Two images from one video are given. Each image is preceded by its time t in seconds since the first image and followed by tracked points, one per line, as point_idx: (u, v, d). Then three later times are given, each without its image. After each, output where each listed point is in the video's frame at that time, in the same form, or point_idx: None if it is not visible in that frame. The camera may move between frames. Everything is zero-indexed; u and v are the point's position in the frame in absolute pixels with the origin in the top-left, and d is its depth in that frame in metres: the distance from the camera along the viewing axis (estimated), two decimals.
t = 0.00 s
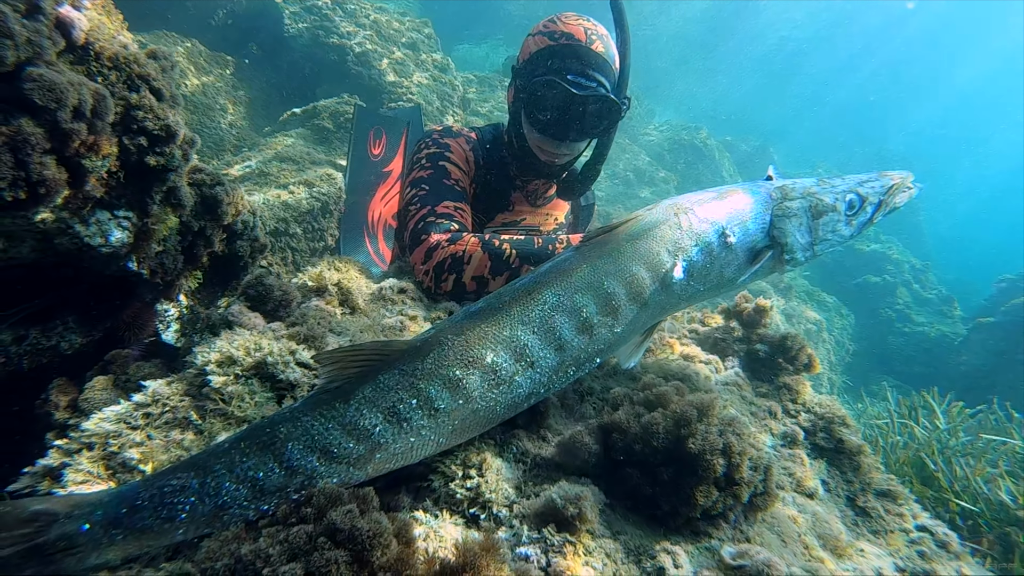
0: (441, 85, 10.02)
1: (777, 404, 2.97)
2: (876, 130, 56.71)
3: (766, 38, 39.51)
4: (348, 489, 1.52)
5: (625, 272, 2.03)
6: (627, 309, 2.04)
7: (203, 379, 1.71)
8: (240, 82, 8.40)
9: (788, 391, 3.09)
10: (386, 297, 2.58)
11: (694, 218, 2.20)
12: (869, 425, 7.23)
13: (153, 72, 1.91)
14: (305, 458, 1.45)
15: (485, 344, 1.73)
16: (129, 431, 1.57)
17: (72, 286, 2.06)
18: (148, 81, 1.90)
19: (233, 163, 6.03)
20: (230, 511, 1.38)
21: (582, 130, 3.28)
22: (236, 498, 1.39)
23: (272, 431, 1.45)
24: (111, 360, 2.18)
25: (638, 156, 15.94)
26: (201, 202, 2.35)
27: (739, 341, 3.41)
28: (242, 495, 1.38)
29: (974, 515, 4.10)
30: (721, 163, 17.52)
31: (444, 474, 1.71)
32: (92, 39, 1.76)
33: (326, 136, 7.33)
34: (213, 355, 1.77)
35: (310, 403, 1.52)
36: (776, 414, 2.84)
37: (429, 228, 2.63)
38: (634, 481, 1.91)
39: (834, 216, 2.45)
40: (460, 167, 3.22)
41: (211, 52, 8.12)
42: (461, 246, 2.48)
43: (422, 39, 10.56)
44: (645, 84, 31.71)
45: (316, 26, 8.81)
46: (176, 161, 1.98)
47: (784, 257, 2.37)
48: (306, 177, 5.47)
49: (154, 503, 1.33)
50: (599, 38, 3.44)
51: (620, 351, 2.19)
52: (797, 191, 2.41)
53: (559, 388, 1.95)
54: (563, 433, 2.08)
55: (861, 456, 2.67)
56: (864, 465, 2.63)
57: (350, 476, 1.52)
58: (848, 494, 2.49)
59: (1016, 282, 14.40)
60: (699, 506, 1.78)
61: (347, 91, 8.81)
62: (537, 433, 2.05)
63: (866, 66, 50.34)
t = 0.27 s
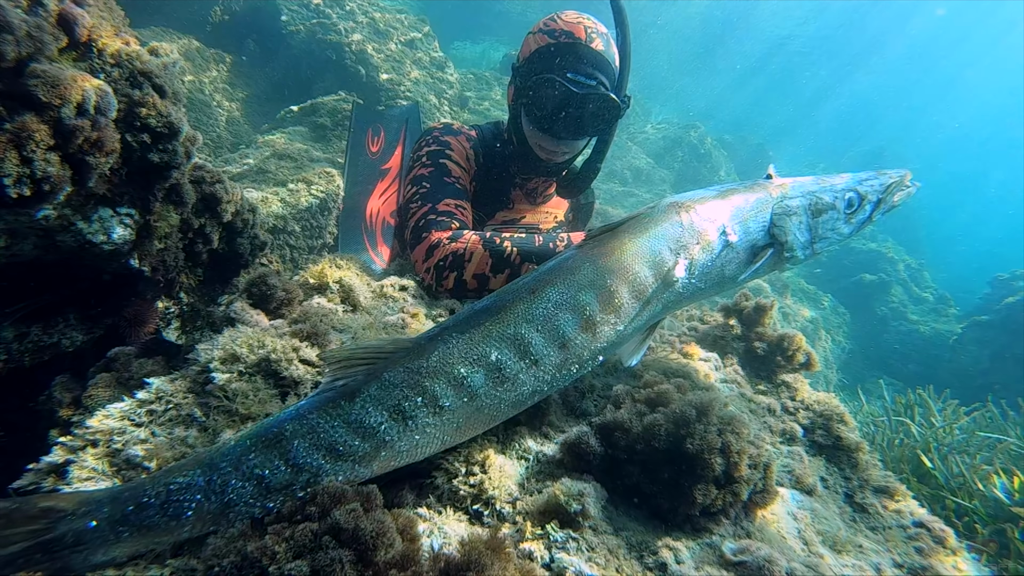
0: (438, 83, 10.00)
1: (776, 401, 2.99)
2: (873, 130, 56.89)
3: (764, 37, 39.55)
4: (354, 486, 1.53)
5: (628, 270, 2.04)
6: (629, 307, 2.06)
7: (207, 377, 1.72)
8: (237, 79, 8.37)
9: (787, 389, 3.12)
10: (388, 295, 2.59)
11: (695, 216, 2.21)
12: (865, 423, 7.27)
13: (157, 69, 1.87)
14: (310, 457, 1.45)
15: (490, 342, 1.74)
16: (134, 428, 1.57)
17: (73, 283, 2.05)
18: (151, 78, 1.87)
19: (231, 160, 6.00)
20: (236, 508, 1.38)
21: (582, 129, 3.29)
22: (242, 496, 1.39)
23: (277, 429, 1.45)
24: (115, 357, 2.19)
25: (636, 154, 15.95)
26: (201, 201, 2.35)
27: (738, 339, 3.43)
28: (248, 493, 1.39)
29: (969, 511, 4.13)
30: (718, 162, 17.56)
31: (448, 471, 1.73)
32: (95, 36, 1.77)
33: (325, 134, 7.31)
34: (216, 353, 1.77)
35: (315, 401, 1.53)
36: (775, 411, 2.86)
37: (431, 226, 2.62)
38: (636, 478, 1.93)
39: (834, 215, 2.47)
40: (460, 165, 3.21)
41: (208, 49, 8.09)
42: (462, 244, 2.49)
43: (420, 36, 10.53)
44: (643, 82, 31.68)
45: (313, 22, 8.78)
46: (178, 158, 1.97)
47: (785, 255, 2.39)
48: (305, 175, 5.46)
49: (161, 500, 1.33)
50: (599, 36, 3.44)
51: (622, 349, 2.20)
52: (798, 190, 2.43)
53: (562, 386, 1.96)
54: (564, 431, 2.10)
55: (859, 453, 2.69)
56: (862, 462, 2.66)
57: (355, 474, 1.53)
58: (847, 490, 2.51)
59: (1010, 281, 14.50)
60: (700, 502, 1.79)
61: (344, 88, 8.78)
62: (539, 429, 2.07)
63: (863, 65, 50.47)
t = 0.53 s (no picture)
0: (436, 84, 10.00)
1: (775, 402, 3.02)
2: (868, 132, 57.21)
3: (760, 39, 39.76)
4: (358, 487, 1.53)
5: (630, 272, 2.06)
6: (631, 308, 2.07)
7: (210, 376, 1.73)
8: (234, 79, 8.35)
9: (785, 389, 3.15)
10: (389, 296, 2.60)
11: (696, 218, 2.23)
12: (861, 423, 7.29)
13: (158, 70, 1.89)
14: (316, 457, 1.45)
15: (494, 343, 1.75)
16: (137, 428, 1.57)
17: (74, 283, 2.04)
18: (154, 79, 1.88)
19: (229, 160, 5.99)
20: (241, 508, 1.38)
21: (581, 130, 3.30)
22: (247, 496, 1.39)
23: (283, 429, 1.45)
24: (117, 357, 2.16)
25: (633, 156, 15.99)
26: (202, 202, 2.35)
27: (737, 339, 3.45)
28: (253, 493, 1.38)
29: (965, 511, 4.16)
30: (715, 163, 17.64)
31: (451, 471, 1.74)
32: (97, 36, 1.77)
33: (322, 134, 7.30)
34: (219, 353, 1.78)
35: (320, 402, 1.53)
36: (774, 411, 2.88)
37: (432, 226, 2.63)
38: (637, 477, 1.94)
39: (832, 216, 2.49)
40: (461, 166, 3.22)
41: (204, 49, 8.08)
42: (463, 245, 2.49)
43: (418, 38, 10.53)
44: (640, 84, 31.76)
45: (311, 23, 8.77)
46: (182, 159, 1.97)
47: (784, 257, 2.41)
48: (303, 175, 5.45)
49: (166, 501, 1.33)
50: (599, 38, 3.45)
51: (624, 350, 2.21)
52: (797, 192, 2.45)
53: (565, 386, 1.97)
54: (566, 430, 2.11)
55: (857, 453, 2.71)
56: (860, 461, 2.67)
57: (360, 475, 1.53)
58: (845, 490, 2.53)
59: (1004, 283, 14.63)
60: (700, 503, 1.81)
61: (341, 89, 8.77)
62: (541, 428, 2.08)
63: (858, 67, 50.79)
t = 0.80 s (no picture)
0: (432, 81, 9.97)
1: (771, 399, 3.04)
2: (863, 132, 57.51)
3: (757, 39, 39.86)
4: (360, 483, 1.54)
5: (630, 269, 2.07)
6: (631, 306, 2.08)
7: (210, 372, 1.73)
8: (229, 75, 8.28)
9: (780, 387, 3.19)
10: (387, 293, 2.60)
11: (696, 216, 2.24)
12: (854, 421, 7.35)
13: (158, 65, 1.88)
14: (318, 454, 1.46)
15: (495, 340, 1.75)
16: (137, 423, 1.57)
17: (72, 278, 2.03)
18: (154, 73, 1.87)
19: (224, 156, 5.95)
20: (243, 505, 1.38)
21: (579, 128, 3.30)
22: (249, 493, 1.39)
23: (285, 426, 1.46)
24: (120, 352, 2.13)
25: (629, 155, 15.99)
26: (200, 198, 2.34)
27: (734, 337, 3.47)
28: (255, 489, 1.39)
29: (956, 508, 4.20)
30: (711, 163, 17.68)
31: (452, 467, 1.75)
32: (97, 30, 1.75)
33: (319, 130, 7.26)
34: (219, 349, 1.78)
35: (322, 399, 1.54)
36: (770, 409, 2.90)
37: (431, 223, 2.62)
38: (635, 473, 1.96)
39: (830, 215, 2.51)
40: (459, 163, 3.21)
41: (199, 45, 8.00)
42: (461, 242, 2.48)
43: (414, 34, 10.49)
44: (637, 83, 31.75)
45: (307, 19, 8.72)
46: (182, 155, 1.96)
47: (782, 255, 2.43)
48: (299, 172, 5.42)
49: (168, 497, 1.34)
50: (597, 36, 3.45)
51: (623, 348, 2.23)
52: (794, 190, 2.47)
53: (566, 383, 1.98)
54: (565, 427, 2.12)
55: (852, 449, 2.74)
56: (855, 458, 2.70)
57: (362, 471, 1.53)
58: (840, 486, 2.55)
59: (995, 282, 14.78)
60: (697, 499, 1.82)
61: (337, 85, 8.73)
62: (540, 425, 2.09)
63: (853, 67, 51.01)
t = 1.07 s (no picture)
0: (428, 82, 9.96)
1: (767, 399, 3.07)
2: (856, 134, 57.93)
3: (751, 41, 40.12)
4: (362, 483, 1.54)
5: (631, 269, 2.08)
6: (631, 305, 2.09)
7: (210, 371, 1.73)
8: (224, 74, 8.24)
9: (777, 386, 3.23)
10: (386, 293, 2.60)
11: (695, 216, 2.26)
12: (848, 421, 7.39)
13: (157, 64, 1.88)
14: (320, 453, 1.46)
15: (496, 340, 1.76)
16: (137, 423, 1.56)
17: (69, 278, 2.01)
18: (152, 72, 1.87)
19: (219, 156, 5.93)
20: (245, 505, 1.37)
21: (576, 128, 3.31)
22: (251, 493, 1.39)
23: (287, 426, 1.46)
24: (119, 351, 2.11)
25: (625, 156, 16.04)
26: (199, 197, 2.33)
27: (730, 337, 3.49)
28: (257, 489, 1.39)
29: (951, 507, 4.23)
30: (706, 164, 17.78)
31: (452, 465, 1.75)
32: (96, 29, 1.75)
33: (315, 131, 7.24)
34: (219, 348, 1.78)
35: (324, 398, 1.53)
36: (767, 408, 2.93)
37: (429, 223, 2.63)
38: (635, 472, 1.96)
39: (826, 215, 2.54)
40: (457, 163, 3.21)
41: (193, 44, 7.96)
42: (460, 242, 2.48)
43: (409, 35, 10.48)
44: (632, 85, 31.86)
45: (302, 20, 8.70)
46: (182, 154, 1.96)
47: (779, 254, 2.45)
48: (295, 172, 5.41)
49: (170, 496, 1.33)
50: (594, 37, 3.47)
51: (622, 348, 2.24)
52: (791, 191, 2.49)
53: (566, 383, 1.99)
54: (564, 426, 2.13)
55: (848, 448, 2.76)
56: (851, 457, 2.72)
57: (364, 471, 1.53)
58: (836, 485, 2.58)
59: (987, 283, 14.94)
60: (695, 498, 1.83)
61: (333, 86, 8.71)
62: (540, 424, 2.10)
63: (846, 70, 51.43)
